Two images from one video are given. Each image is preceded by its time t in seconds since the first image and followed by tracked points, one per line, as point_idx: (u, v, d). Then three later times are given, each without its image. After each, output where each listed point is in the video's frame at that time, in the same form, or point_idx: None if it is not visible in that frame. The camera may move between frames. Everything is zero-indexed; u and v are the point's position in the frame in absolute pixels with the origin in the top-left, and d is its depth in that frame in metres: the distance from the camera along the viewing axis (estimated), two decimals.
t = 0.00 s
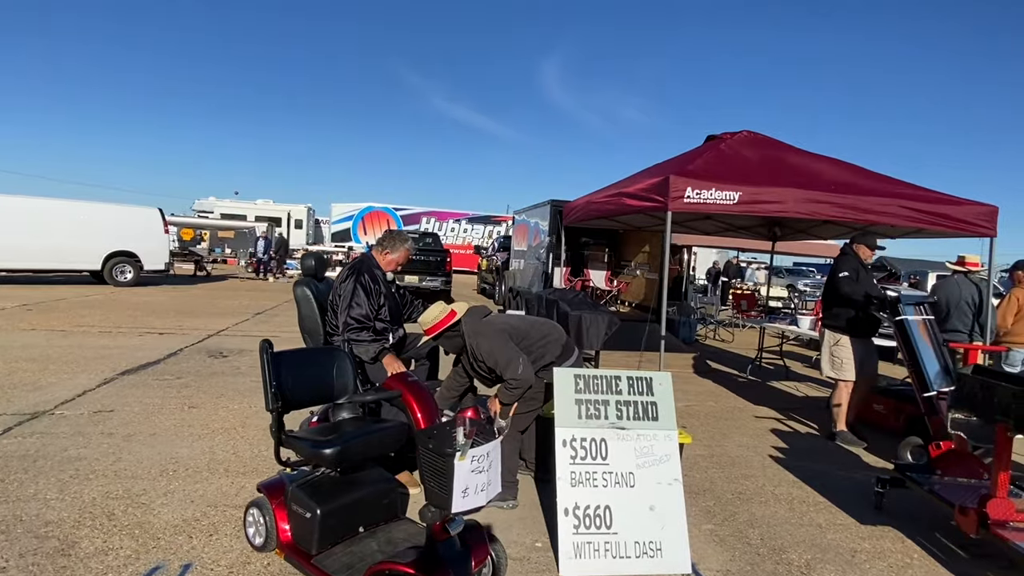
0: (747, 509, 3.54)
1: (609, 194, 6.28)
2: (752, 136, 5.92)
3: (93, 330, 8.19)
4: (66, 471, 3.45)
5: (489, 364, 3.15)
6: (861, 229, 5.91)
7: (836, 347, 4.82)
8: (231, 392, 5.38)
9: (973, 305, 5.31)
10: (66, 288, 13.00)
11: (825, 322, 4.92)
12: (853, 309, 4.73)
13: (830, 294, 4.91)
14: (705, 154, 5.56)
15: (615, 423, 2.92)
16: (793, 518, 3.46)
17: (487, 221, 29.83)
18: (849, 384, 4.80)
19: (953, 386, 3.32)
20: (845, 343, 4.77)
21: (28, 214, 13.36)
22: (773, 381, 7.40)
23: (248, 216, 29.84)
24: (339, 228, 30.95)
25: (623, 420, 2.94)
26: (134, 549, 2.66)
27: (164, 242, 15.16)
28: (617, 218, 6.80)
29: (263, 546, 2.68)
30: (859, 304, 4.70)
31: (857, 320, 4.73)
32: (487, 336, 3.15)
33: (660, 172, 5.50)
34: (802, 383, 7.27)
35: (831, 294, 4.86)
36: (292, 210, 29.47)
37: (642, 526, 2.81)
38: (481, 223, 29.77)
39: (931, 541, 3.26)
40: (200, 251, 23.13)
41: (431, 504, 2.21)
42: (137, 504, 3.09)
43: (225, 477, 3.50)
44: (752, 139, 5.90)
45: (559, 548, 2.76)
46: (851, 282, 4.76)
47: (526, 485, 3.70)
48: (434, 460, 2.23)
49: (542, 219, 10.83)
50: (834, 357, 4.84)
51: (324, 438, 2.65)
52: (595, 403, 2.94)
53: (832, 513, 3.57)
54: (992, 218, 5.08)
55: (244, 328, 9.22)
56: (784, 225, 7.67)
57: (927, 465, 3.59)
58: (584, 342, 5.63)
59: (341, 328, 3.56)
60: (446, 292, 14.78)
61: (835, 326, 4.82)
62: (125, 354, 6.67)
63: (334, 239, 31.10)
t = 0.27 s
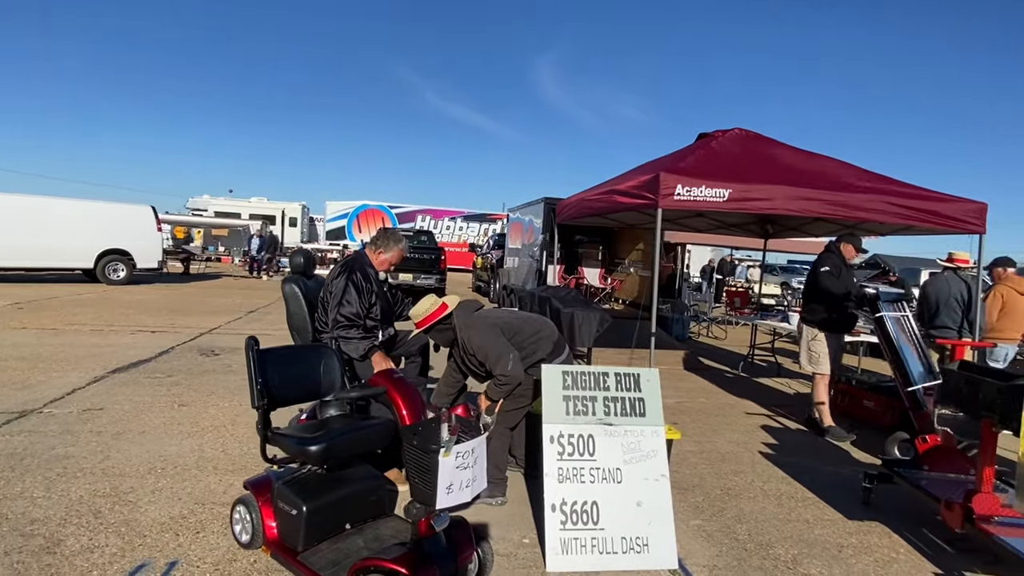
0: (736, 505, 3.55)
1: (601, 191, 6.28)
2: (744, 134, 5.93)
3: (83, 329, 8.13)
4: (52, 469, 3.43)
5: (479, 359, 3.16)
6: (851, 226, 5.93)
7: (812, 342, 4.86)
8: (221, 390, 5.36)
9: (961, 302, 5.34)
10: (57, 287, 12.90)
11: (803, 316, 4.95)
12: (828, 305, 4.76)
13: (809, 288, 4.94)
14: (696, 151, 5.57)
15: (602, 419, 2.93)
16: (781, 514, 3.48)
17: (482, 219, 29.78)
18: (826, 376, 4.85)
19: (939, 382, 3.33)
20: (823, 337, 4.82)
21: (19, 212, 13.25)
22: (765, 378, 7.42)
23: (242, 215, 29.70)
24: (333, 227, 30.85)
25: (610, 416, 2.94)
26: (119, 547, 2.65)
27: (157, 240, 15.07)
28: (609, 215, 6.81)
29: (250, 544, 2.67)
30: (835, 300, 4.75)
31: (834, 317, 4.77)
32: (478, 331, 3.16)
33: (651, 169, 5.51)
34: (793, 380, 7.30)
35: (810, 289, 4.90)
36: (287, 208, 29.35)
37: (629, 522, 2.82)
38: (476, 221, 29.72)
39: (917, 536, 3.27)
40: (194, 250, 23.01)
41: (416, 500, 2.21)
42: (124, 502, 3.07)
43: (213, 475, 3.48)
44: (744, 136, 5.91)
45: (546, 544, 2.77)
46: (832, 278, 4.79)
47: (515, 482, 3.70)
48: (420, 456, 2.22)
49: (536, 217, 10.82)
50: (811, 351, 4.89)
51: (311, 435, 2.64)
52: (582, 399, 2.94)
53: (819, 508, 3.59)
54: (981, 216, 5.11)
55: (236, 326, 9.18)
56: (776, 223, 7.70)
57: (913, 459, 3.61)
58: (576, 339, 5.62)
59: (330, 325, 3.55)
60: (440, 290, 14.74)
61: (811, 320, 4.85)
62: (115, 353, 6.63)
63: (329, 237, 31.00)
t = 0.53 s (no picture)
0: (718, 497, 3.58)
1: (587, 186, 6.28)
2: (730, 129, 5.94)
3: (63, 326, 8.01)
4: (28, 468, 3.38)
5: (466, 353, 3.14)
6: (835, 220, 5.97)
7: (781, 330, 4.98)
8: (204, 387, 5.31)
9: (941, 295, 5.40)
10: (37, 283, 12.70)
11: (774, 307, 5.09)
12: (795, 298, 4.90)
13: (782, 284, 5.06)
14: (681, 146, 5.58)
15: (584, 413, 2.94)
16: (762, 505, 3.51)
17: (471, 215, 29.68)
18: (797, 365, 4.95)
19: (916, 374, 3.37)
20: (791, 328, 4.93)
21: None
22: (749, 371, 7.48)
23: (227, 210, 29.40)
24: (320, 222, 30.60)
25: (592, 410, 2.95)
26: (96, 546, 2.61)
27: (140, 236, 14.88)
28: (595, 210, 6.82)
29: (229, 541, 2.65)
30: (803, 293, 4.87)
31: (801, 310, 4.90)
32: (464, 326, 3.14)
33: (636, 164, 5.51)
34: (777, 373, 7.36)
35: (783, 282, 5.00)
36: (273, 204, 29.10)
37: (611, 515, 2.83)
38: (465, 216, 29.63)
39: (894, 526, 3.32)
40: (178, 246, 22.75)
41: (395, 496, 2.20)
42: (102, 501, 3.03)
43: (194, 472, 3.45)
44: (729, 131, 5.92)
45: (528, 538, 2.77)
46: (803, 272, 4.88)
47: (497, 478, 3.70)
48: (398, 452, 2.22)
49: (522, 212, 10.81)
50: (781, 340, 5.00)
51: (291, 431, 2.62)
52: (565, 393, 2.94)
53: (800, 499, 3.63)
54: (960, 210, 5.16)
55: (221, 322, 9.09)
56: (761, 217, 7.74)
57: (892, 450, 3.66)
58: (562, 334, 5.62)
59: (314, 320, 3.51)
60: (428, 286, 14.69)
61: (779, 311, 4.99)
62: (96, 350, 6.54)
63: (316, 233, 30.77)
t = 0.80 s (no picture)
0: (694, 487, 3.63)
1: (566, 179, 6.28)
2: (706, 122, 5.99)
3: (31, 323, 7.80)
4: None
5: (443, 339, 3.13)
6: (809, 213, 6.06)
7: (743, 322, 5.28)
8: (178, 384, 5.22)
9: (910, 287, 5.53)
10: (4, 279, 12.34)
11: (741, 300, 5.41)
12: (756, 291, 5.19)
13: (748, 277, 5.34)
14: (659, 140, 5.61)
15: (562, 406, 2.95)
16: (737, 494, 3.57)
17: (451, 208, 29.54)
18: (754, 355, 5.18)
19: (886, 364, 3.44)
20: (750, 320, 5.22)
21: None
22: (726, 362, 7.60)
23: (202, 204, 28.85)
24: (298, 215, 30.18)
25: (570, 403, 2.97)
26: (65, 549, 2.56)
27: (111, 230, 14.53)
28: (573, 203, 6.82)
29: (204, 541, 2.61)
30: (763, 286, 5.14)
31: (762, 302, 5.18)
32: (443, 311, 3.12)
33: (614, 157, 5.53)
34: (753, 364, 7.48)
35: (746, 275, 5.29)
36: (249, 197, 28.63)
37: (589, 507, 2.85)
38: (445, 210, 29.47)
39: (863, 513, 3.40)
40: (151, 240, 22.26)
41: (372, 493, 2.19)
42: (71, 502, 2.97)
43: (167, 471, 3.40)
44: (706, 125, 5.97)
45: (506, 531, 2.78)
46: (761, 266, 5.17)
47: (476, 472, 3.71)
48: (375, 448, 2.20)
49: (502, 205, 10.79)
50: (742, 332, 5.29)
51: (266, 429, 2.59)
52: (543, 386, 2.95)
53: (774, 488, 3.70)
54: (929, 204, 5.28)
55: (195, 318, 8.93)
56: (738, 211, 7.83)
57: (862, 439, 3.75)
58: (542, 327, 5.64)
59: (290, 316, 3.45)
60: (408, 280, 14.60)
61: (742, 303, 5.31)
62: (66, 348, 6.39)
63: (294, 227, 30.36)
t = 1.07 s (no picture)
0: (664, 474, 3.68)
1: (537, 169, 6.26)
2: (675, 112, 6.03)
3: None
4: None
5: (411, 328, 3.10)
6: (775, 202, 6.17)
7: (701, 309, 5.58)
8: (141, 380, 5.07)
9: (871, 274, 5.68)
10: None
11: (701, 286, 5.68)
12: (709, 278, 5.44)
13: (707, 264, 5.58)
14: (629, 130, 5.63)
15: (533, 396, 2.95)
16: (706, 479, 3.63)
17: (423, 199, 29.27)
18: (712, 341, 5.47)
19: (848, 349, 3.53)
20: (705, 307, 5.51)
21: None
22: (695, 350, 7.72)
23: (166, 195, 28.03)
24: (266, 207, 29.54)
25: (541, 393, 2.97)
26: (18, 552, 2.46)
27: (69, 223, 14.02)
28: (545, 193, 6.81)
29: (166, 540, 2.54)
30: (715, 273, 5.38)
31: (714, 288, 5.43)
32: (411, 300, 3.10)
33: (584, 147, 5.53)
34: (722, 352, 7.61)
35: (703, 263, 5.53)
36: (215, 188, 27.91)
37: (560, 496, 2.87)
38: (417, 201, 29.19)
39: (826, 494, 3.49)
40: (112, 233, 21.57)
41: (339, 486, 2.16)
42: (25, 504, 2.87)
43: (128, 470, 3.30)
44: (675, 115, 6.01)
45: (478, 522, 2.78)
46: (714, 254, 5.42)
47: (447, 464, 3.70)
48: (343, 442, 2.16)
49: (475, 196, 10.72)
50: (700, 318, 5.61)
51: (229, 425, 2.53)
52: (514, 376, 2.95)
53: (741, 472, 3.78)
54: (889, 193, 5.42)
55: (159, 313, 8.69)
56: (707, 201, 7.93)
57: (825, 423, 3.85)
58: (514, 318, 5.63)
59: (255, 309, 3.38)
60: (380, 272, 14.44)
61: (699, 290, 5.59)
62: (21, 345, 6.15)
63: (262, 219, 29.73)
